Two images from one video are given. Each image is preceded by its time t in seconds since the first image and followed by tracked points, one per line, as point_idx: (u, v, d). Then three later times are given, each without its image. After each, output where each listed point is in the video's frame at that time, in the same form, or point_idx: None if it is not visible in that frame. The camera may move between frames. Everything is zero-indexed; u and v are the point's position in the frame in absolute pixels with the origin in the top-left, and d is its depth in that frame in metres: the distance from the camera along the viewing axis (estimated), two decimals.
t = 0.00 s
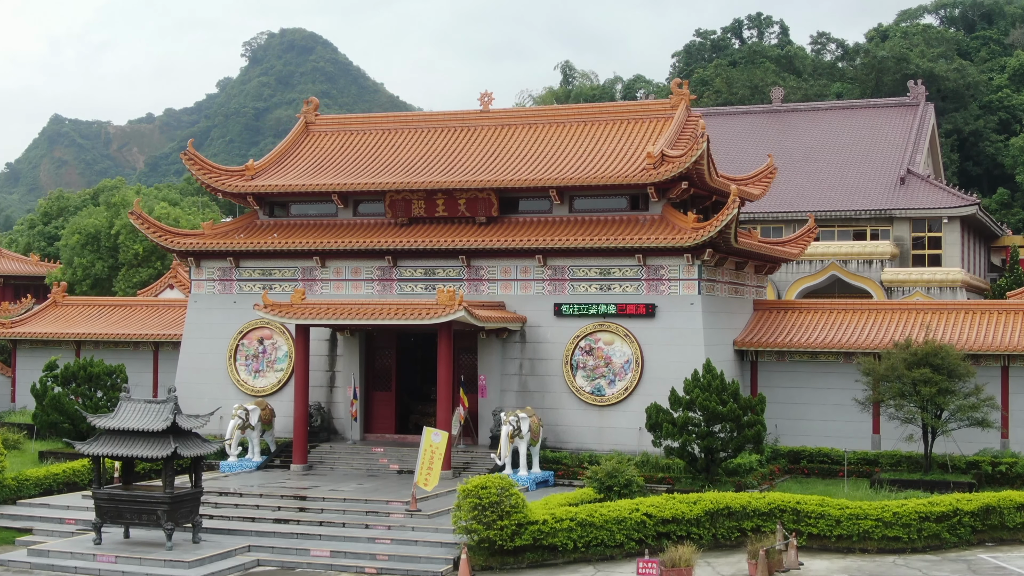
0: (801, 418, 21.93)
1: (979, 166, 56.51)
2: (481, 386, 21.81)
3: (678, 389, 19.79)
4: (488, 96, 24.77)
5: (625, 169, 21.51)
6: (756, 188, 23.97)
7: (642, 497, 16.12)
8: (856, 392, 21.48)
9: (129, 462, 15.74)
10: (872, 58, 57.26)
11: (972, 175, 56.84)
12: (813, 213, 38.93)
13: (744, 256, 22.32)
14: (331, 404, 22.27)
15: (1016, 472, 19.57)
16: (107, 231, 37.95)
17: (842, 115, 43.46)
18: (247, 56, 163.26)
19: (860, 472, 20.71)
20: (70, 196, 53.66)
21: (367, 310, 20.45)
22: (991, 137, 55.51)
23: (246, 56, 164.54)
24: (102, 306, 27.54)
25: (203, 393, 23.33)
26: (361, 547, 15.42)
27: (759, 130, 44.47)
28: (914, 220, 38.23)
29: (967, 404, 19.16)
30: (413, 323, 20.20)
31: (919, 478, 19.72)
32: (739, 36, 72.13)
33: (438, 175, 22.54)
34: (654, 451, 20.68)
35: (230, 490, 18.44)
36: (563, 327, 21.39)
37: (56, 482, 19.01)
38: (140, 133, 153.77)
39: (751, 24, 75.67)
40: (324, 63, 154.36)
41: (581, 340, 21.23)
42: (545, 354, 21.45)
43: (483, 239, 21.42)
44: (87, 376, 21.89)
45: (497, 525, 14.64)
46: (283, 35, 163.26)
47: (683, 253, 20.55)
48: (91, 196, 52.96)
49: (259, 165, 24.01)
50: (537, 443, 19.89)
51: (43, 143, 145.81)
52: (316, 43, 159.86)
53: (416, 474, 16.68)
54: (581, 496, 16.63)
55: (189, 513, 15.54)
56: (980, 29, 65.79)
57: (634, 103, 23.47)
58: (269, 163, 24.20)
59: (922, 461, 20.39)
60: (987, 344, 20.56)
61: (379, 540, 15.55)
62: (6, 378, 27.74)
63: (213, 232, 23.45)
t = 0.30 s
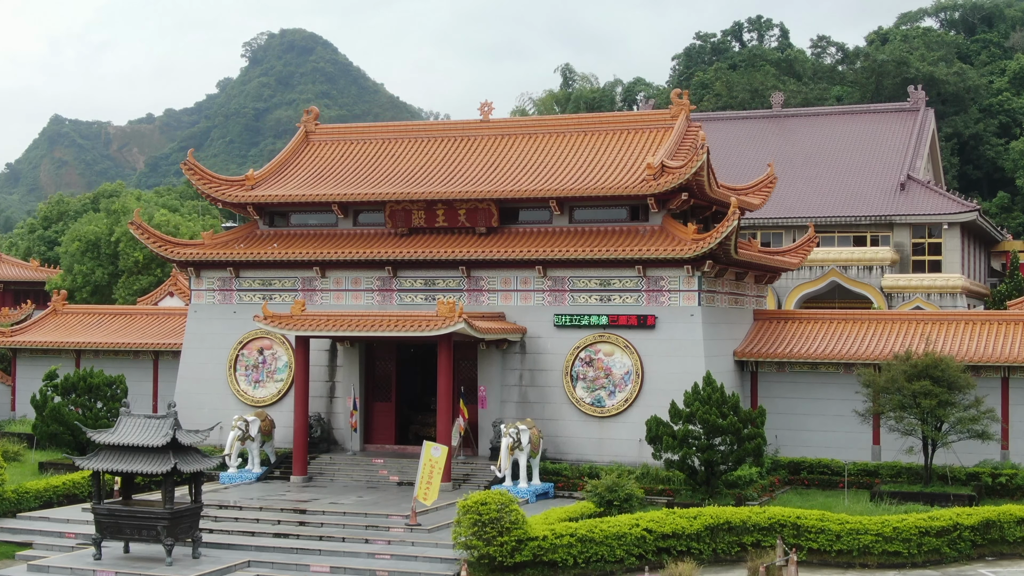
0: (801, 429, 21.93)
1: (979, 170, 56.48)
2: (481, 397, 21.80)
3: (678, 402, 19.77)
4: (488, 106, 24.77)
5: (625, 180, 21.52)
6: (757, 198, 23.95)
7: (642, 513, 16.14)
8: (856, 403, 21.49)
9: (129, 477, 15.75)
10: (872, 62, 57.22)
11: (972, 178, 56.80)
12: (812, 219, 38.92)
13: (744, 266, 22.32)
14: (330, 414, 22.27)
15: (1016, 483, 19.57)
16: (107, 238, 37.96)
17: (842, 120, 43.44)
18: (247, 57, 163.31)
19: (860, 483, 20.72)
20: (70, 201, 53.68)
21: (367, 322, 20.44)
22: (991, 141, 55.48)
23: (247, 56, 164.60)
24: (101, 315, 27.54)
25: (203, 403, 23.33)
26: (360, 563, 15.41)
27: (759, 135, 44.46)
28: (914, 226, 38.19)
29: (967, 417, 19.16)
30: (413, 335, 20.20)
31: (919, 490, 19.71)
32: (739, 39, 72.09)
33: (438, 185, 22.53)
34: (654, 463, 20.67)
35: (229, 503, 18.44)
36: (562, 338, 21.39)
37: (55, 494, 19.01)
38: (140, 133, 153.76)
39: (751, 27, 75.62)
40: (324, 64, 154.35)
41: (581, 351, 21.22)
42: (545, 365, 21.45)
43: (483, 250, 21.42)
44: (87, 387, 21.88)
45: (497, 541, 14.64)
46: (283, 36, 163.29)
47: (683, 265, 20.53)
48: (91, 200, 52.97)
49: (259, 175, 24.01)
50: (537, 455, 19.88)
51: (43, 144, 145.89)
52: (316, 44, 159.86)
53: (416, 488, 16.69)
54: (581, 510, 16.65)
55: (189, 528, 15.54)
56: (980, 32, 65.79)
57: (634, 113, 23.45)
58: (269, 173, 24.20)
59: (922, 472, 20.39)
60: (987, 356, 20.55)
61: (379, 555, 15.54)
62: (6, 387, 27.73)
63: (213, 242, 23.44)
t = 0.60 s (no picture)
0: (801, 439, 21.92)
1: (979, 174, 56.44)
2: (480, 408, 21.79)
3: (678, 415, 19.75)
4: (488, 115, 24.78)
5: (625, 191, 21.51)
6: (756, 208, 23.97)
7: (642, 527, 16.21)
8: (856, 413, 21.48)
9: (129, 492, 15.75)
10: (872, 66, 57.16)
11: (972, 182, 56.73)
12: (813, 225, 38.88)
13: (744, 277, 22.31)
14: (330, 425, 22.26)
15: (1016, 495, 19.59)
16: (107, 245, 37.96)
17: (841, 125, 43.42)
18: (247, 57, 163.31)
19: (860, 494, 20.72)
20: (70, 205, 53.64)
21: (366, 333, 20.44)
22: (991, 145, 55.46)
23: (246, 57, 164.58)
24: (101, 323, 27.53)
25: (202, 414, 23.32)
26: None
27: (759, 140, 44.43)
28: (913, 231, 38.18)
29: (967, 429, 19.17)
30: (413, 347, 20.20)
31: (919, 502, 19.70)
32: (739, 42, 72.11)
33: (438, 196, 22.53)
34: (654, 474, 20.66)
35: (229, 516, 18.43)
36: (562, 349, 21.38)
37: (55, 506, 19.00)
38: (140, 133, 153.77)
39: (751, 29, 75.64)
40: (324, 64, 154.33)
41: (581, 362, 21.21)
42: (545, 376, 21.43)
43: (483, 261, 21.41)
44: (87, 398, 21.88)
45: (497, 558, 14.61)
46: (283, 37, 163.27)
47: (682, 276, 20.52)
48: (92, 205, 52.94)
49: (258, 185, 24.01)
50: (537, 467, 19.87)
51: (43, 145, 145.90)
52: (315, 45, 159.86)
53: (416, 503, 16.69)
54: (581, 524, 16.70)
55: (189, 544, 15.53)
56: (980, 35, 65.78)
57: (634, 123, 23.45)
58: (269, 183, 24.20)
59: (922, 483, 20.39)
60: (987, 367, 20.54)
61: (379, 571, 15.54)
62: (5, 396, 27.73)
63: (213, 252, 23.42)
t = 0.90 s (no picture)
0: (801, 450, 21.92)
1: (979, 177, 56.37)
2: (480, 419, 21.78)
3: (678, 429, 19.73)
4: (487, 125, 24.78)
5: (624, 202, 21.50)
6: (756, 218, 23.98)
7: (641, 542, 16.21)
8: (855, 424, 21.48)
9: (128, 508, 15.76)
10: (872, 69, 57.10)
11: (972, 185, 56.69)
12: (813, 230, 38.87)
13: (743, 287, 22.30)
14: (330, 435, 22.25)
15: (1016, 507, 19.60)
16: (107, 252, 37.93)
17: (841, 131, 43.41)
18: (246, 58, 163.23)
19: (860, 505, 20.71)
20: (69, 209, 53.58)
21: (366, 345, 20.43)
22: (991, 149, 55.41)
23: (246, 57, 164.53)
24: (101, 332, 27.54)
25: (201, 424, 23.32)
26: None
27: (759, 145, 44.40)
28: (913, 237, 38.20)
29: (966, 441, 19.17)
30: (413, 359, 20.20)
31: (919, 513, 19.68)
32: (739, 45, 72.14)
33: (438, 206, 22.53)
34: (654, 486, 20.65)
35: (229, 528, 18.42)
36: (562, 360, 21.37)
37: (54, 518, 19.00)
38: (140, 134, 153.71)
39: (751, 32, 75.66)
40: (323, 65, 154.34)
41: (581, 374, 21.21)
42: (545, 387, 21.43)
43: (483, 272, 21.41)
44: (86, 409, 21.89)
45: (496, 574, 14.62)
46: (283, 37, 163.22)
47: (682, 287, 20.51)
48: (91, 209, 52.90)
49: (258, 195, 24.02)
50: (537, 479, 19.85)
51: (43, 145, 145.87)
52: (315, 46, 159.88)
53: (415, 518, 16.69)
54: (581, 538, 16.70)
55: (188, 559, 15.53)
56: (980, 38, 65.76)
57: (634, 133, 23.44)
58: (269, 192, 24.20)
59: (922, 495, 20.38)
60: (987, 378, 20.54)
61: None
62: (5, 405, 27.70)
63: (212, 263, 23.43)
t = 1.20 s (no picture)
0: (801, 461, 21.91)
1: (979, 181, 56.26)
2: (480, 430, 21.76)
3: (678, 442, 19.72)
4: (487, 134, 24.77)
5: (624, 213, 21.50)
6: (756, 227, 24.00)
7: (641, 557, 16.22)
8: (856, 435, 21.46)
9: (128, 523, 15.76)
10: (872, 73, 57.04)
11: (972, 189, 56.58)
12: (813, 236, 38.84)
13: (743, 298, 22.28)
14: (329, 446, 22.24)
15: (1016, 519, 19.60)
16: (107, 259, 37.91)
17: (841, 136, 43.40)
18: (246, 59, 163.22)
19: (860, 517, 20.70)
20: (69, 214, 53.59)
21: (367, 357, 20.43)
22: (992, 152, 55.34)
23: (246, 57, 164.46)
24: (101, 340, 27.53)
25: (201, 435, 23.30)
26: None
27: (759, 150, 44.36)
28: (913, 243, 38.22)
29: (967, 453, 19.17)
30: (413, 371, 20.20)
31: (920, 526, 19.66)
32: (739, 48, 72.11)
33: (438, 216, 22.52)
34: (654, 498, 20.64)
35: (229, 542, 18.41)
36: (562, 371, 21.35)
37: (55, 531, 18.98)
38: (140, 134, 153.65)
39: (751, 35, 75.64)
40: (323, 66, 154.25)
41: (581, 385, 21.19)
42: (545, 398, 21.42)
43: (483, 282, 21.40)
44: (86, 420, 21.86)
45: None
46: (283, 38, 163.17)
47: (682, 299, 20.50)
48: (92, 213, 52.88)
49: (258, 205, 24.00)
50: (537, 491, 19.85)
51: (43, 146, 145.89)
52: (315, 47, 159.90)
53: (414, 533, 16.60)
54: (580, 553, 16.72)
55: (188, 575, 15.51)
56: (980, 41, 65.73)
57: (634, 143, 23.42)
58: (269, 202, 24.19)
59: (923, 507, 20.36)
60: (987, 390, 20.53)
61: None
62: (4, 414, 27.68)
63: (212, 272, 23.41)
